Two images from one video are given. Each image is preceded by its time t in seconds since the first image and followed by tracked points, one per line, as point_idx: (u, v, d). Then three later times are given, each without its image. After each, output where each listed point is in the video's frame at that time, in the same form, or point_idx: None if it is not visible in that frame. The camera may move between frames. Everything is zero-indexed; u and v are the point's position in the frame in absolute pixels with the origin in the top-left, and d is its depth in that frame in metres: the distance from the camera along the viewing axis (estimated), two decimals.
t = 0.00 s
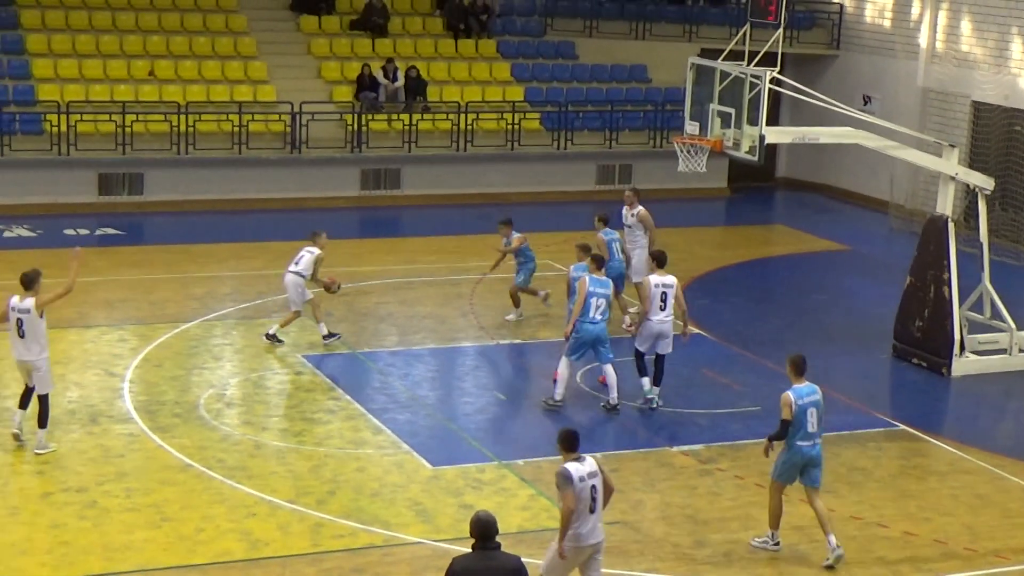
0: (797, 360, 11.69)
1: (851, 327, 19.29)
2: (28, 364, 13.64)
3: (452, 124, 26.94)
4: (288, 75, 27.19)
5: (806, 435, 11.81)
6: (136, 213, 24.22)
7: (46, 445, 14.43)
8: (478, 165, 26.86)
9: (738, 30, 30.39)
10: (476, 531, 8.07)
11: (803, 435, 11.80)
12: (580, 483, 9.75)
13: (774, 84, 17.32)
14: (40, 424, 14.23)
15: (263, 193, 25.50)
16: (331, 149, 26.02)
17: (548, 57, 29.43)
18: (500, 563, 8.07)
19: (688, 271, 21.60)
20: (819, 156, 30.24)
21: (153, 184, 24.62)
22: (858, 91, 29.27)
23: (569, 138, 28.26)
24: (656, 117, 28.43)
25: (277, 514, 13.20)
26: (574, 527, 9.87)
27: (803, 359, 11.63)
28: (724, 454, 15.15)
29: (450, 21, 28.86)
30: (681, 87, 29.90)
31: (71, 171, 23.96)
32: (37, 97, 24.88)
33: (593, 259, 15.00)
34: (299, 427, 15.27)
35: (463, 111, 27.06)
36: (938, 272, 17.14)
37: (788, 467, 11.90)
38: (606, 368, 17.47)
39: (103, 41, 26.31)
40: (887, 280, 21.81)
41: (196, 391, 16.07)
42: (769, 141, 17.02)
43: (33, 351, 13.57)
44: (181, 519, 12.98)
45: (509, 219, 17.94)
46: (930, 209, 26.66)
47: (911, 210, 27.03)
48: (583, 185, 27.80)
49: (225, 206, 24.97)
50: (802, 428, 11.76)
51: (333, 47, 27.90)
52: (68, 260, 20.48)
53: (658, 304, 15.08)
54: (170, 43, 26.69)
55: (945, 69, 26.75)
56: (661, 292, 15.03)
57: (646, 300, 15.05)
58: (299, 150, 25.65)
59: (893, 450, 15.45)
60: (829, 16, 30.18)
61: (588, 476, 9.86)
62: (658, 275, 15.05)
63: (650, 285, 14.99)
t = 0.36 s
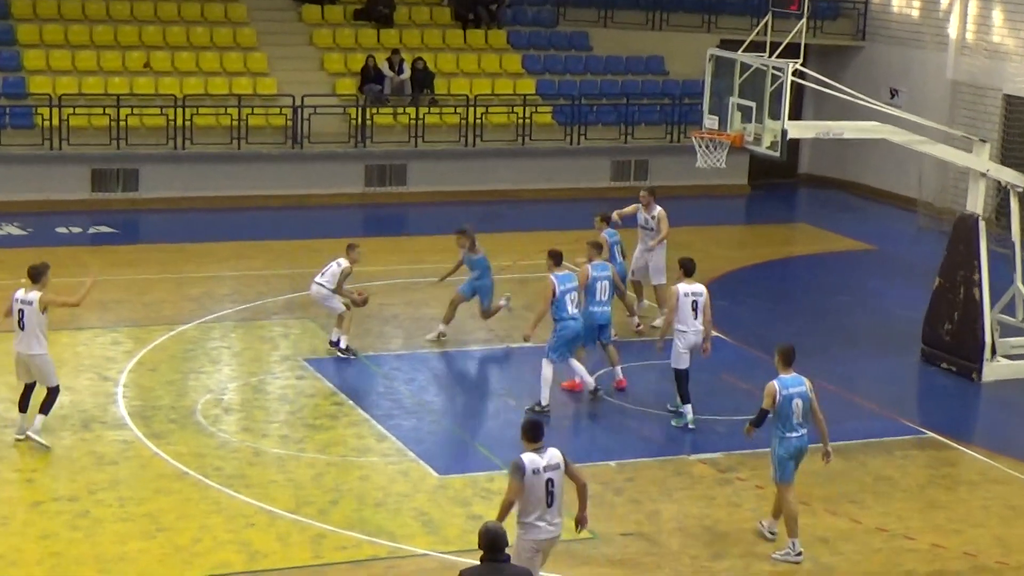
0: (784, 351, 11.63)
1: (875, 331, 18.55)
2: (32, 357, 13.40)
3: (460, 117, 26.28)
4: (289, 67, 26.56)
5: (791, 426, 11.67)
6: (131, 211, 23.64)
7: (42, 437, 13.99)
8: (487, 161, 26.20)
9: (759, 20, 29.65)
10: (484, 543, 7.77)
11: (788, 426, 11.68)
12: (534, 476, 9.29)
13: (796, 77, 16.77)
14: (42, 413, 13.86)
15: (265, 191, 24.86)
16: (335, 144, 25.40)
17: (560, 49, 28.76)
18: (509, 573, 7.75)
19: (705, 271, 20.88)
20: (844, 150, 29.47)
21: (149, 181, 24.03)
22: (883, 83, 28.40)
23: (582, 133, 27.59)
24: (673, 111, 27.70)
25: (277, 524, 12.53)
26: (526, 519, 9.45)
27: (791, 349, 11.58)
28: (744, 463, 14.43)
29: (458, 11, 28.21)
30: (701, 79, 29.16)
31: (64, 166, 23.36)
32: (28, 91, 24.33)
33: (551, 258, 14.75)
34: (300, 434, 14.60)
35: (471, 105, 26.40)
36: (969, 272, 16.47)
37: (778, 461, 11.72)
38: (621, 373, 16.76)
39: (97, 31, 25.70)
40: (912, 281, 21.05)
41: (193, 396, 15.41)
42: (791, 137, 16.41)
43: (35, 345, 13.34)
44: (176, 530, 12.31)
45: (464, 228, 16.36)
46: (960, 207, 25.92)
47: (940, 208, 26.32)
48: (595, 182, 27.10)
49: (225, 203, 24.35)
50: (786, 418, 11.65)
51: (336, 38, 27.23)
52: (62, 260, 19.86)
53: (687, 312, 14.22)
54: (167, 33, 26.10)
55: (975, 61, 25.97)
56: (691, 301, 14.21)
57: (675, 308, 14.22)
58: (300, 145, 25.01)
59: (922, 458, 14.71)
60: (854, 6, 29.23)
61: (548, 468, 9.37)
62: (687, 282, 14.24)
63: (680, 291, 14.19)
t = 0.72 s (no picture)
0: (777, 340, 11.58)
1: (897, 334, 17.97)
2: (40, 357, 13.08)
3: (468, 113, 25.75)
4: (291, 61, 26.04)
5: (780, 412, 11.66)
6: (128, 210, 23.19)
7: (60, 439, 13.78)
8: (496, 158, 25.68)
9: (777, 13, 29.11)
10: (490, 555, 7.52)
11: (776, 413, 11.68)
12: (507, 469, 9.31)
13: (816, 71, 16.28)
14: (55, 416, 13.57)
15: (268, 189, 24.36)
16: (338, 141, 24.91)
17: (572, 42, 28.16)
18: None
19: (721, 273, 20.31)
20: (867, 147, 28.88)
21: (146, 179, 23.61)
22: (906, 78, 27.80)
23: (594, 129, 27.05)
24: (689, 106, 27.11)
25: (278, 534, 12.00)
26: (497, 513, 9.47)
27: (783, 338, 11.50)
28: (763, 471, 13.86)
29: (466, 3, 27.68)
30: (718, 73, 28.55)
31: (59, 164, 22.90)
32: (21, 85, 23.88)
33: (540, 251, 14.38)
34: (302, 441, 14.08)
35: (480, 100, 25.86)
36: (995, 274, 15.95)
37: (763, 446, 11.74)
38: (634, 379, 16.20)
39: (93, 24, 25.20)
40: (933, 282, 20.46)
41: (192, 402, 14.90)
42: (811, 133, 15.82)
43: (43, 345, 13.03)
44: (174, 540, 11.79)
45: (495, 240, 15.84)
46: (986, 206, 25.32)
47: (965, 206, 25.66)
48: (607, 181, 26.55)
49: (226, 203, 23.87)
50: (775, 404, 11.65)
51: (340, 31, 26.69)
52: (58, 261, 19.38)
53: (717, 317, 13.64)
54: (167, 26, 25.57)
55: (1002, 55, 25.29)
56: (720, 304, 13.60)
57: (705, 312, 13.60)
58: (302, 142, 24.51)
59: (947, 467, 14.13)
60: None
61: (523, 463, 9.39)
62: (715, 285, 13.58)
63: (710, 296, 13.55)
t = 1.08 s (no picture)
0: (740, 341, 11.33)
1: (902, 336, 17.95)
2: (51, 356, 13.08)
3: (475, 115, 25.76)
4: (298, 63, 26.06)
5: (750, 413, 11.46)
6: (134, 212, 23.22)
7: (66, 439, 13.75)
8: (502, 160, 25.68)
9: (783, 15, 29.06)
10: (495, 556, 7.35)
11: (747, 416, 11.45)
12: (483, 457, 9.44)
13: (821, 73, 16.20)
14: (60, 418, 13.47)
15: (273, 191, 24.38)
16: (345, 142, 24.92)
17: (578, 43, 28.20)
18: None
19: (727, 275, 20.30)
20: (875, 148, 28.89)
21: (152, 180, 23.60)
22: (912, 79, 27.78)
23: (601, 131, 27.05)
24: (695, 108, 27.11)
25: (285, 536, 12.00)
26: (476, 505, 9.55)
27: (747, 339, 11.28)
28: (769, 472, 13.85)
29: (472, 4, 27.72)
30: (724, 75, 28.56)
31: (64, 165, 22.94)
32: (28, 88, 23.92)
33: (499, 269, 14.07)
34: (309, 443, 14.08)
35: (486, 102, 25.87)
36: (1001, 275, 15.94)
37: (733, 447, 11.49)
38: (641, 380, 16.20)
39: (100, 26, 25.23)
40: (939, 284, 20.45)
41: (198, 403, 14.90)
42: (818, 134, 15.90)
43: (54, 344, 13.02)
44: (181, 541, 11.79)
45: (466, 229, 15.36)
46: (992, 208, 25.29)
47: (972, 209, 25.67)
48: (614, 182, 26.56)
49: (233, 205, 23.89)
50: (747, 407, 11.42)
51: (346, 32, 26.71)
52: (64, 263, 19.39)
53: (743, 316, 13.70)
54: (173, 28, 25.61)
55: (1009, 57, 25.25)
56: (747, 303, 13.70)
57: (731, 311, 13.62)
58: (309, 144, 24.52)
59: (953, 469, 14.11)
60: None
61: (498, 453, 9.52)
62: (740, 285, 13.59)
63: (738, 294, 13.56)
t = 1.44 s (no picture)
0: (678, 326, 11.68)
1: (910, 339, 17.93)
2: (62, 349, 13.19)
3: (482, 116, 25.77)
4: (306, 64, 26.08)
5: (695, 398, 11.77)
6: (142, 213, 23.24)
7: (76, 430, 13.99)
8: (509, 161, 25.67)
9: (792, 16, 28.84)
10: (505, 558, 7.44)
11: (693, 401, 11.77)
12: (458, 446, 9.89)
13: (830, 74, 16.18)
14: (74, 407, 13.77)
15: (280, 193, 24.39)
16: (352, 144, 24.92)
17: (585, 45, 28.21)
18: None
19: (734, 277, 20.29)
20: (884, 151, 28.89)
21: (159, 182, 23.60)
22: (920, 82, 27.76)
23: (608, 132, 27.04)
24: (703, 110, 27.11)
25: (292, 537, 12.01)
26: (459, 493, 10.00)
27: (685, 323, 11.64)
28: (777, 474, 13.83)
29: (480, 6, 27.75)
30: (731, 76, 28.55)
31: (72, 166, 22.96)
32: (36, 89, 23.94)
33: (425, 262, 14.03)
34: (316, 444, 14.08)
35: (494, 104, 25.88)
36: (1009, 278, 15.91)
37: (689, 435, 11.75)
38: (648, 382, 16.19)
39: (107, 28, 25.25)
40: (946, 286, 20.42)
41: (205, 404, 14.91)
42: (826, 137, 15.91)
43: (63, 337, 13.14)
44: (188, 542, 11.79)
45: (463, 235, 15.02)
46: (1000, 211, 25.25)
47: (979, 212, 25.65)
48: (621, 184, 26.54)
49: (240, 206, 23.90)
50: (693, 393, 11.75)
51: (354, 34, 26.73)
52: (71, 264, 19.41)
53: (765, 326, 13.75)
54: (181, 29, 25.66)
55: (1017, 59, 25.21)
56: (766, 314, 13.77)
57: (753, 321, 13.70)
58: (316, 145, 24.54)
59: (961, 471, 14.09)
60: (891, 2, 28.69)
61: (474, 441, 9.96)
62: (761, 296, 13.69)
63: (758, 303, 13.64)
